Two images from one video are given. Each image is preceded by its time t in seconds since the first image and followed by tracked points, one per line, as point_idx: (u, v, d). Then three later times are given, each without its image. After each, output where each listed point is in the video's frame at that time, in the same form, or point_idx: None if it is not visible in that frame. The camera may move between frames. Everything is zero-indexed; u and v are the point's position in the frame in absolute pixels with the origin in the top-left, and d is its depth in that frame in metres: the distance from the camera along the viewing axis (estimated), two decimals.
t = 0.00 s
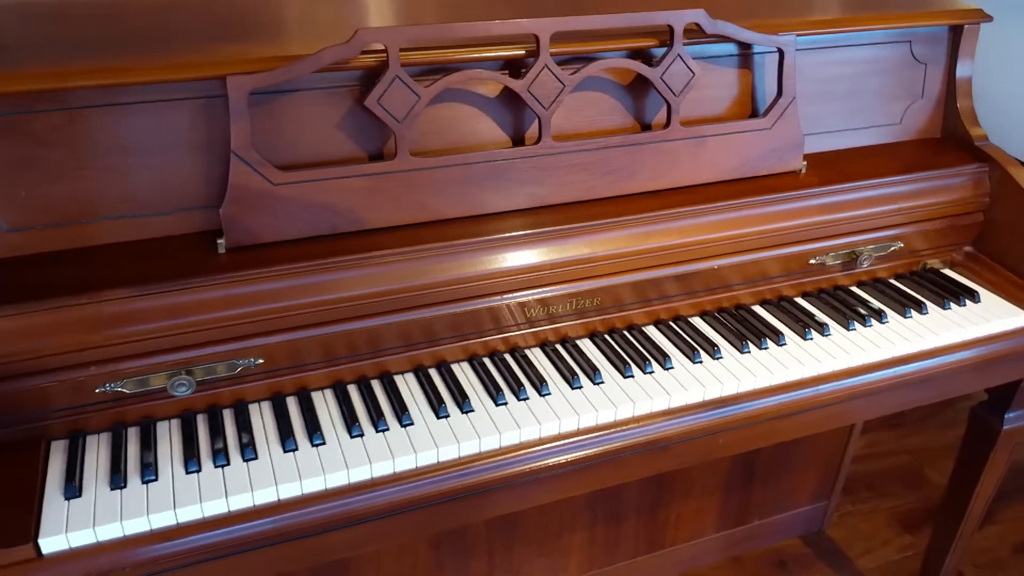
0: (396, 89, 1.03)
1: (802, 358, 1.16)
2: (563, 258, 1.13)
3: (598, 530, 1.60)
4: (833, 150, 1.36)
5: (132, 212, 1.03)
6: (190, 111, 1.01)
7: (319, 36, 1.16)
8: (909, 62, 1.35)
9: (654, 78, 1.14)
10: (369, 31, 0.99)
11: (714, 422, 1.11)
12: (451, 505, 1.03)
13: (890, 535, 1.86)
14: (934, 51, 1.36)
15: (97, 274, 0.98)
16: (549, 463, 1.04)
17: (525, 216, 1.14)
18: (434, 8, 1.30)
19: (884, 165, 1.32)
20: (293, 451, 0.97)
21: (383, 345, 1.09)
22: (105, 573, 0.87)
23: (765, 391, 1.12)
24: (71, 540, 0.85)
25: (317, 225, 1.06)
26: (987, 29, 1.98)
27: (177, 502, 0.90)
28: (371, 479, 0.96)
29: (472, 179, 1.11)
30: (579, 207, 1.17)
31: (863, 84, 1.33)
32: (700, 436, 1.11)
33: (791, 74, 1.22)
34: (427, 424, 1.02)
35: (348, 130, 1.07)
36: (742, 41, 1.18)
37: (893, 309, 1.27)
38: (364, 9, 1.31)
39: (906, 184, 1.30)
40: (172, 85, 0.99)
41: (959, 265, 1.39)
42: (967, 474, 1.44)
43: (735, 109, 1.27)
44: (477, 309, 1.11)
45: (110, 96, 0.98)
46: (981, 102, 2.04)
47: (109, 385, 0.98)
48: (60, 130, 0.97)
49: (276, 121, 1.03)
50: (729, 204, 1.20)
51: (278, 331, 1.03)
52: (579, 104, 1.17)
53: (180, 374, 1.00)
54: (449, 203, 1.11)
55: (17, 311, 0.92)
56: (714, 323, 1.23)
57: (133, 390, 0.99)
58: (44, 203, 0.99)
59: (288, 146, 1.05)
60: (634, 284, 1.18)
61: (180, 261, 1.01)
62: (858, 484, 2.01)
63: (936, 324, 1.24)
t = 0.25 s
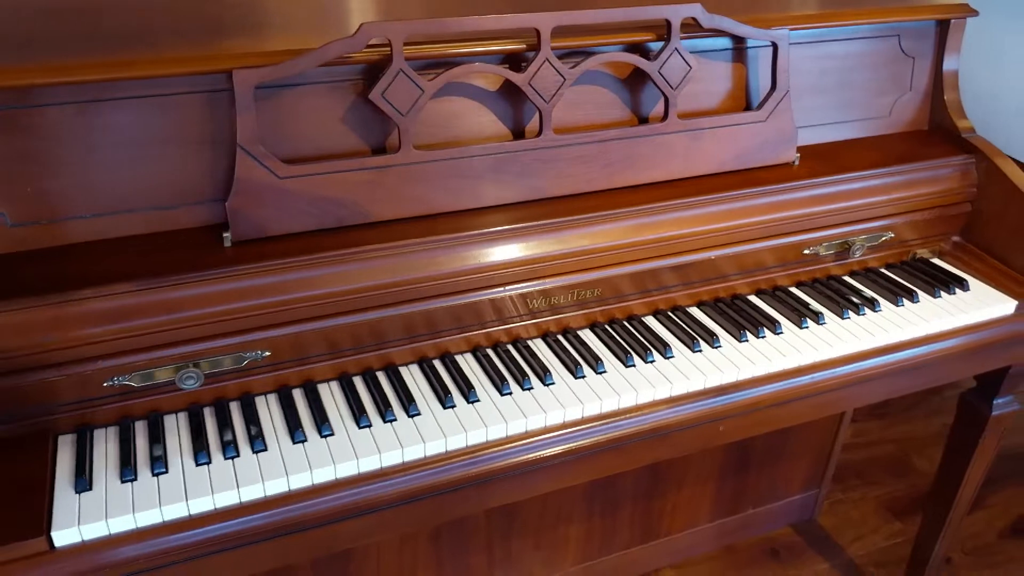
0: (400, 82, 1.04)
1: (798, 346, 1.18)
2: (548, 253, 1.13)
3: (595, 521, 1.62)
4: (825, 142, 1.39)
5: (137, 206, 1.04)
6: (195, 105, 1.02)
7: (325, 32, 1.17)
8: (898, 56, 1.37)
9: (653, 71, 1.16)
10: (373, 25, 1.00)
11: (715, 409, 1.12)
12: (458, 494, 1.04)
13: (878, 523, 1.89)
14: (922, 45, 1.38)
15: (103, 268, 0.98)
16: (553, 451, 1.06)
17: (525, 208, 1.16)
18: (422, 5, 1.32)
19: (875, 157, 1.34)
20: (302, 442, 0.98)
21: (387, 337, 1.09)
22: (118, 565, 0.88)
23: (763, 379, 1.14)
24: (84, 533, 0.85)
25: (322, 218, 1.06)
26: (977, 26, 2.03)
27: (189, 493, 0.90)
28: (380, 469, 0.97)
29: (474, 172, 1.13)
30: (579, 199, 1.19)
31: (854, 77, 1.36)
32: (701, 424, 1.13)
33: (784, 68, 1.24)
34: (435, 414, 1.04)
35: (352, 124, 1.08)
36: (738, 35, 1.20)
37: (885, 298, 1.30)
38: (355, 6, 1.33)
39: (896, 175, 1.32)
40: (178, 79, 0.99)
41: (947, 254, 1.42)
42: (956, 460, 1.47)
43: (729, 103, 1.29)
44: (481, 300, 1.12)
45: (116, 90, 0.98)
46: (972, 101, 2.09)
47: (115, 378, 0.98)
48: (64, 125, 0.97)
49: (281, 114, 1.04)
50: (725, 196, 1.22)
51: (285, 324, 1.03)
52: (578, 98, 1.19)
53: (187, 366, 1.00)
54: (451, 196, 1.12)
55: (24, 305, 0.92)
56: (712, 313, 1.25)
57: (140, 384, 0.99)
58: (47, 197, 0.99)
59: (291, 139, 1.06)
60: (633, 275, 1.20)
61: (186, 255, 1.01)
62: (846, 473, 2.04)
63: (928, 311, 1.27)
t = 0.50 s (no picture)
0: (408, 79, 1.05)
1: (801, 338, 1.20)
2: (540, 250, 1.14)
3: (597, 514, 1.65)
4: (823, 138, 1.41)
5: (151, 204, 1.05)
6: (208, 104, 1.03)
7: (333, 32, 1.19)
8: (893, 52, 1.40)
9: (655, 67, 1.17)
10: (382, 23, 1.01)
11: (721, 400, 1.14)
12: (470, 486, 1.05)
13: (875, 515, 1.92)
14: (916, 41, 1.41)
15: (116, 265, 0.99)
16: (564, 443, 1.07)
17: (531, 203, 1.17)
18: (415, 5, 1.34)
19: (872, 152, 1.37)
20: (317, 435, 0.99)
21: (397, 332, 1.11)
22: (137, 559, 0.89)
23: (767, 370, 1.16)
24: (104, 527, 0.87)
25: (332, 214, 1.07)
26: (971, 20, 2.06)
27: (207, 486, 0.91)
28: (395, 461, 0.98)
29: (481, 168, 1.14)
30: (584, 194, 1.20)
31: (850, 73, 1.38)
32: (707, 415, 1.15)
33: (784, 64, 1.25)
34: (447, 407, 1.05)
35: (360, 121, 1.09)
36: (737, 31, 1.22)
37: (884, 290, 1.32)
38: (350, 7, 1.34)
39: (894, 169, 1.34)
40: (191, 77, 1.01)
41: (944, 247, 1.44)
42: (953, 450, 1.49)
43: (729, 98, 1.31)
44: (489, 295, 1.13)
45: (131, 89, 0.99)
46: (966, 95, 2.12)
47: (130, 374, 0.99)
48: (79, 123, 0.98)
49: (291, 112, 1.05)
50: (728, 190, 1.24)
51: (297, 319, 1.04)
52: (582, 94, 1.20)
53: (201, 363, 1.01)
54: (459, 192, 1.13)
55: (40, 302, 0.93)
56: (715, 307, 1.26)
57: (152, 380, 1.00)
58: (61, 194, 1.00)
59: (302, 137, 1.06)
60: (637, 269, 1.22)
61: (198, 252, 1.02)
62: (843, 466, 2.06)
63: (926, 303, 1.29)
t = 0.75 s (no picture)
0: (433, 75, 1.06)
1: (818, 329, 1.22)
2: (541, 246, 1.15)
3: (614, 506, 1.66)
4: (838, 131, 1.42)
5: (177, 200, 1.06)
6: (239, 100, 1.04)
7: (349, 32, 1.21)
8: (907, 46, 1.41)
9: (674, 62, 1.19)
10: (408, 19, 1.02)
11: (741, 391, 1.15)
12: (496, 475, 1.07)
13: (887, 506, 1.93)
14: (930, 35, 1.42)
15: (149, 260, 1.01)
16: (589, 432, 1.08)
17: (552, 197, 1.19)
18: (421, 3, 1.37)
19: (887, 145, 1.38)
20: (348, 425, 1.01)
21: (422, 325, 1.12)
22: (175, 545, 0.91)
23: (787, 361, 1.18)
24: (144, 514, 0.89)
25: (358, 209, 1.09)
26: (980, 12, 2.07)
27: (243, 475, 0.94)
28: (425, 450, 1.01)
29: (504, 162, 1.15)
30: (604, 188, 1.22)
31: (865, 67, 1.39)
32: (728, 405, 1.16)
33: (800, 57, 1.27)
34: (473, 397, 1.07)
35: (384, 116, 1.11)
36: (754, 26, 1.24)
37: (900, 282, 1.33)
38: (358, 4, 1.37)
39: (909, 162, 1.36)
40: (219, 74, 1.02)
41: (958, 239, 1.46)
42: (967, 440, 1.51)
43: (745, 93, 1.32)
44: (512, 288, 1.15)
45: (159, 86, 1.00)
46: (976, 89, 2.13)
47: (164, 366, 1.01)
48: (113, 120, 0.99)
49: (317, 108, 1.07)
50: (746, 183, 1.26)
51: (326, 312, 1.06)
52: (601, 89, 1.22)
53: (234, 354, 1.03)
54: (482, 186, 1.15)
55: (76, 296, 0.95)
56: (734, 299, 1.28)
57: (186, 372, 1.02)
58: (95, 190, 1.01)
59: (329, 132, 1.08)
60: (657, 262, 1.23)
61: (229, 246, 1.04)
62: (855, 458, 2.08)
63: (942, 294, 1.30)
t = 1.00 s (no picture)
0: (455, 71, 1.07)
1: (834, 319, 1.23)
2: (546, 242, 1.15)
3: (628, 498, 1.68)
4: (850, 124, 1.44)
5: (206, 195, 1.07)
6: (264, 96, 1.05)
7: (354, 30, 1.23)
8: (918, 40, 1.42)
9: (691, 56, 1.20)
10: (430, 15, 1.03)
11: (760, 381, 1.17)
12: (520, 464, 1.08)
13: (897, 497, 1.95)
14: (940, 29, 1.44)
15: (176, 254, 1.02)
16: (612, 422, 1.09)
17: (571, 191, 1.20)
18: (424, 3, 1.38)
19: (898, 138, 1.40)
20: (375, 417, 1.03)
21: (444, 318, 1.14)
22: (207, 538, 0.92)
23: (804, 351, 1.19)
24: (177, 505, 0.90)
25: (382, 203, 1.10)
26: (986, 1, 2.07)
27: (274, 466, 0.95)
28: (451, 441, 1.02)
29: (524, 156, 1.17)
30: (622, 181, 1.23)
31: (876, 61, 1.40)
32: (747, 395, 1.18)
33: (813, 51, 1.28)
34: (497, 389, 1.08)
35: (406, 112, 1.12)
36: (769, 20, 1.25)
37: (914, 273, 1.35)
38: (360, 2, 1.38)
39: (921, 154, 1.37)
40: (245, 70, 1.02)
41: (968, 231, 1.47)
42: (978, 429, 1.53)
43: (759, 86, 1.33)
44: (533, 280, 1.16)
45: (187, 82, 1.01)
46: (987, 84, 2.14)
47: (194, 359, 1.03)
48: (141, 116, 1.00)
49: (341, 104, 1.08)
50: (761, 176, 1.27)
51: (352, 305, 1.08)
52: (619, 83, 1.23)
53: (262, 348, 1.04)
54: (503, 180, 1.16)
55: (106, 292, 0.97)
56: (750, 290, 1.29)
57: (215, 366, 1.03)
58: (123, 186, 1.02)
59: (352, 128, 1.09)
60: (674, 254, 1.25)
61: (256, 240, 1.06)
62: (864, 450, 2.10)
63: (955, 285, 1.32)
